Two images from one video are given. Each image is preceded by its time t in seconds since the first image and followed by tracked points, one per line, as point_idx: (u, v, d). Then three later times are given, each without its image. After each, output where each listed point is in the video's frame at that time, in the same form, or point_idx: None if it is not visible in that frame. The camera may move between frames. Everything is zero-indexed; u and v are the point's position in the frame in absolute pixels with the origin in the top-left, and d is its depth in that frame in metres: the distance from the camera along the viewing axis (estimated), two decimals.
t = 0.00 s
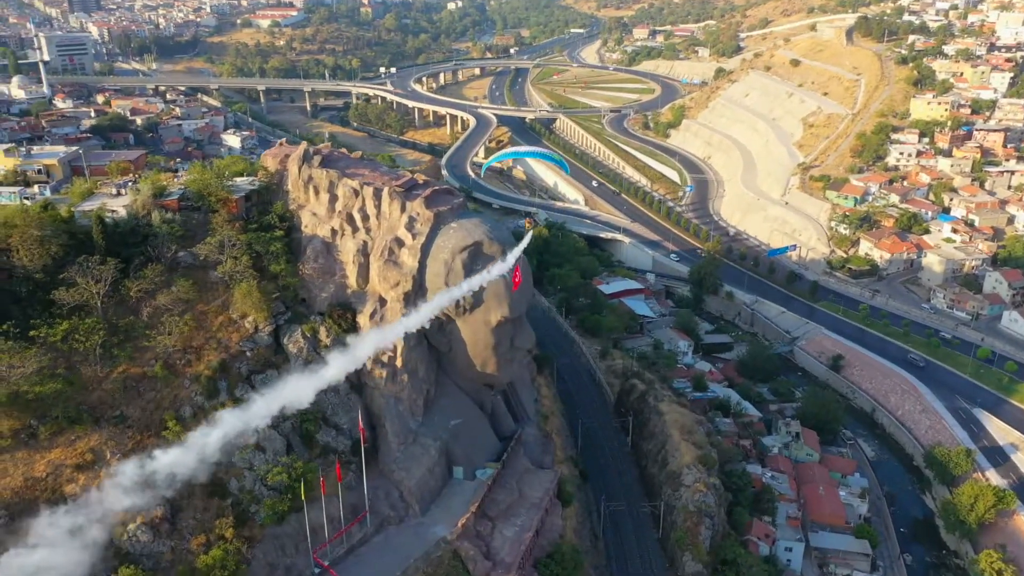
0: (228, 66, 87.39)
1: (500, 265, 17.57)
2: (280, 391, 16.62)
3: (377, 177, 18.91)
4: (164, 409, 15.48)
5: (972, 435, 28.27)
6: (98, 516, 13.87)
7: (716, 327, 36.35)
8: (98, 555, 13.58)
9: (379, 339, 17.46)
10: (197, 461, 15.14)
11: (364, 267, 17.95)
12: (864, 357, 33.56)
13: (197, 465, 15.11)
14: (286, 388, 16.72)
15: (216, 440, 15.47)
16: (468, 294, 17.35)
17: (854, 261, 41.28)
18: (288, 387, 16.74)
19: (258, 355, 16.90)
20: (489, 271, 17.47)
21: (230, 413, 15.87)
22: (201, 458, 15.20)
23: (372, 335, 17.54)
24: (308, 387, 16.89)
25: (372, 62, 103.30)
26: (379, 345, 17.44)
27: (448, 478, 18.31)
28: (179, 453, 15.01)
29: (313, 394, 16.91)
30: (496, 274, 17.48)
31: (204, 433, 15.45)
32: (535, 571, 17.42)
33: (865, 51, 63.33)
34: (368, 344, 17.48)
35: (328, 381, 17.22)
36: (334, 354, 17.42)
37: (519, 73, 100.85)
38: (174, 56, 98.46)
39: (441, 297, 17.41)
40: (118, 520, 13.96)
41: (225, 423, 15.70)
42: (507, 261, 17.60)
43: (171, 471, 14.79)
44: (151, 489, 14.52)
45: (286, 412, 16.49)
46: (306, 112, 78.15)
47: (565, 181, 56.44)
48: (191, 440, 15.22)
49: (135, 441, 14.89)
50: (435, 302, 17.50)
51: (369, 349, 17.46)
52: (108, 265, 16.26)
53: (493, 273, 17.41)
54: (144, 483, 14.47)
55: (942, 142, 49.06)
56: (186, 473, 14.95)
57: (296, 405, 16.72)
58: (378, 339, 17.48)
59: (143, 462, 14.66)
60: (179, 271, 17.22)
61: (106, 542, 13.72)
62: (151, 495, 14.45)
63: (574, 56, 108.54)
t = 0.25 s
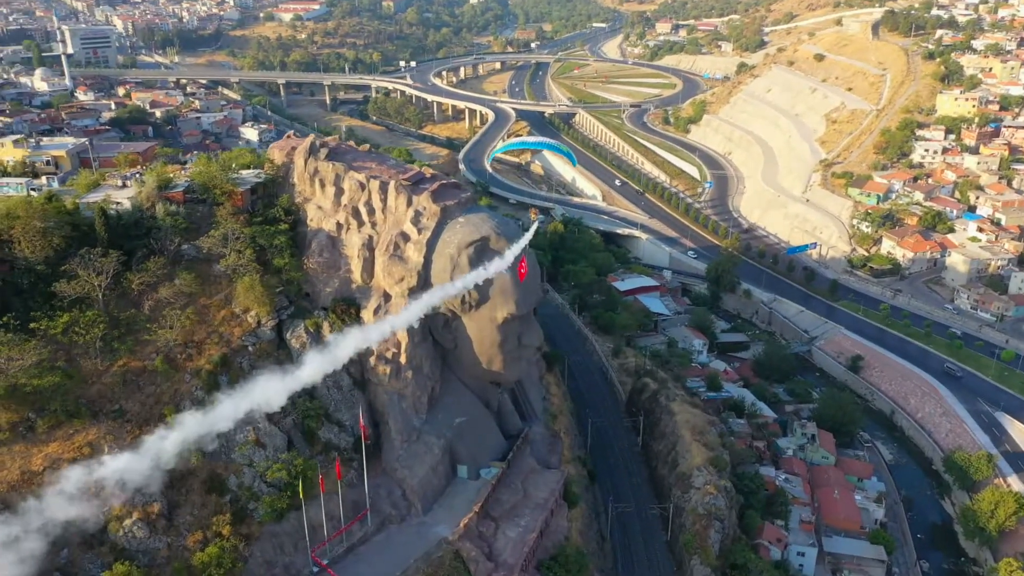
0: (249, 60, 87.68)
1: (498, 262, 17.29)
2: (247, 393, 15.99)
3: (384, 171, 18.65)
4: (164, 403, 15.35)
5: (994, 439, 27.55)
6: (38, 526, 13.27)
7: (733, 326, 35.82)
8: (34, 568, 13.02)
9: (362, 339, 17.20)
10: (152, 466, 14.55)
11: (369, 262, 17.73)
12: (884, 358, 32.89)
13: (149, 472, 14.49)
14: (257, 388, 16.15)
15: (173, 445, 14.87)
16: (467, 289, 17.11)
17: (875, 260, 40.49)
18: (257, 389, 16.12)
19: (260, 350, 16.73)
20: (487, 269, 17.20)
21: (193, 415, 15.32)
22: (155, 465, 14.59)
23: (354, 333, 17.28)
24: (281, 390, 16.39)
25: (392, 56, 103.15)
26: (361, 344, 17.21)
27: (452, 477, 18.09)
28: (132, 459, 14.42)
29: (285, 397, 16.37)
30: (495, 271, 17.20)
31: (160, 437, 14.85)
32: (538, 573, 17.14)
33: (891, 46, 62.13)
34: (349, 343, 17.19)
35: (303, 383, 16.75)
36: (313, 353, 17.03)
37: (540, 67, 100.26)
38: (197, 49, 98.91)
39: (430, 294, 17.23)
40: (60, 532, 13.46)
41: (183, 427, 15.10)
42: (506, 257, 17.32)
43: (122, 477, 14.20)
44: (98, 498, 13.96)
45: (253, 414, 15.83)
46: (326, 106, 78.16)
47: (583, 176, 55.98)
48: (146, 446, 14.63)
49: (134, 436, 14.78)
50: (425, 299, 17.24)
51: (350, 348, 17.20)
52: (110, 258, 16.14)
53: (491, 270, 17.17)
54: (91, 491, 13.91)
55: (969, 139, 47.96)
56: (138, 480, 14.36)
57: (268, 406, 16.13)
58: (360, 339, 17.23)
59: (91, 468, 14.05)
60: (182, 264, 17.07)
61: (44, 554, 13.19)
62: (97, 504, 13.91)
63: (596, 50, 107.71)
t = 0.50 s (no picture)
0: (259, 54, 87.60)
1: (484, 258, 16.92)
2: (199, 396, 15.36)
3: (380, 165, 18.33)
4: (153, 399, 15.17)
5: (1005, 442, 26.96)
6: None
7: (739, 324, 35.38)
8: None
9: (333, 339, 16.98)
10: (85, 476, 13.91)
11: (363, 258, 17.46)
12: (893, 358, 32.38)
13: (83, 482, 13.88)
14: (210, 391, 15.48)
15: (110, 454, 14.20)
16: (458, 286, 16.84)
17: (886, 259, 39.89)
18: (211, 391, 15.49)
19: (252, 348, 16.48)
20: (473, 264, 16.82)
21: (136, 420, 14.75)
22: (90, 473, 13.97)
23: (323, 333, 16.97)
24: (238, 393, 15.71)
25: (403, 51, 102.84)
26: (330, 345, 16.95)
27: (447, 477, 17.83)
28: (66, 467, 13.77)
29: (242, 402, 15.69)
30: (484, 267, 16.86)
31: (98, 444, 14.18)
32: None
33: (905, 41, 61.25)
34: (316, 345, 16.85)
35: (263, 388, 16.13)
36: (276, 356, 16.55)
37: (551, 62, 99.71)
38: (208, 44, 98.91)
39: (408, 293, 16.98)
40: None
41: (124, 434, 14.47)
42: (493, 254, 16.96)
43: (51, 487, 13.57)
44: (25, 508, 13.34)
45: (203, 421, 15.22)
46: (335, 101, 77.95)
47: (591, 172, 55.56)
48: (82, 453, 13.97)
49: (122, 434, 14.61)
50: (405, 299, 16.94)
51: (316, 350, 16.84)
52: (100, 253, 15.93)
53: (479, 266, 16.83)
54: (16, 503, 13.25)
55: (983, 136, 47.15)
56: (70, 489, 13.75)
57: (222, 411, 15.49)
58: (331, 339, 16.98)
59: (17, 478, 13.38)
60: (173, 260, 16.84)
61: None
62: (25, 515, 13.29)
63: (607, 46, 107.04)
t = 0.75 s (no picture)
0: (261, 53, 87.38)
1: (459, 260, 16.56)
2: (134, 407, 14.73)
3: (367, 164, 18.04)
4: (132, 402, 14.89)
5: (1006, 445, 26.58)
6: None
7: (738, 326, 35.04)
8: None
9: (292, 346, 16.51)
10: None
11: (349, 259, 17.15)
12: (893, 360, 32.02)
13: None
14: (148, 402, 14.85)
15: (28, 471, 13.50)
16: (445, 287, 16.54)
17: (887, 259, 39.49)
18: (150, 401, 14.86)
19: (234, 349, 16.13)
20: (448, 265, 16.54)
21: (63, 432, 14.04)
22: (7, 491, 13.29)
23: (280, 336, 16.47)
24: (179, 403, 15.04)
25: (404, 50, 102.53)
26: (287, 351, 16.46)
27: (434, 481, 17.54)
28: None
29: (182, 414, 15.00)
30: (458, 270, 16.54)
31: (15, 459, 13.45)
32: None
33: (908, 40, 60.77)
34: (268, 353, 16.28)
35: (209, 396, 15.38)
36: (226, 360, 15.80)
37: (553, 61, 99.38)
38: (209, 43, 98.73)
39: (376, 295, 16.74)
40: None
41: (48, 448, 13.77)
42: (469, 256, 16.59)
43: None
44: None
45: (136, 435, 14.55)
46: (336, 100, 77.69)
47: (590, 171, 55.27)
48: None
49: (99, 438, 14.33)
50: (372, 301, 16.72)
51: (269, 359, 16.27)
52: (78, 253, 15.62)
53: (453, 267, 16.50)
54: None
55: (986, 135, 46.67)
56: None
57: (159, 422, 14.86)
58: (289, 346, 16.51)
59: None
60: (155, 260, 16.55)
61: None
62: None
63: (610, 45, 106.63)
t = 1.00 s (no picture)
0: (264, 53, 87.24)
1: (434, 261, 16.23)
2: (65, 417, 14.04)
3: (356, 163, 17.76)
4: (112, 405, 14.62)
5: (1010, 450, 26.12)
6: None
7: (739, 328, 34.63)
8: None
9: (248, 353, 16.06)
10: None
11: (336, 259, 16.88)
12: (896, 364, 31.58)
13: None
14: (83, 412, 14.22)
15: None
16: (434, 288, 16.26)
17: (891, 261, 39.03)
18: (85, 412, 14.22)
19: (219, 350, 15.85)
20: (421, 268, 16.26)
21: None
22: None
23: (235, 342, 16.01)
24: (116, 413, 14.45)
25: (409, 49, 102.28)
26: (241, 358, 15.97)
27: (423, 486, 17.24)
28: None
29: (118, 425, 14.39)
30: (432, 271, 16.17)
31: None
32: None
33: (915, 40, 60.20)
34: (218, 359, 15.70)
35: (151, 405, 14.81)
36: (173, 367, 15.19)
37: (558, 61, 99.02)
38: (214, 42, 98.67)
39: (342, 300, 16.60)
40: None
41: None
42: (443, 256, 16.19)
43: None
44: None
45: (67, 447, 13.89)
46: (339, 99, 77.47)
47: (593, 171, 54.95)
48: None
49: (77, 440, 14.06)
50: (337, 305, 16.60)
51: (220, 367, 15.68)
52: (60, 252, 15.33)
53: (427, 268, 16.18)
54: None
55: (993, 136, 46.10)
56: None
57: (91, 434, 14.22)
58: (245, 352, 16.05)
59: None
60: (139, 260, 16.28)
61: None
62: None
63: (615, 45, 106.21)
